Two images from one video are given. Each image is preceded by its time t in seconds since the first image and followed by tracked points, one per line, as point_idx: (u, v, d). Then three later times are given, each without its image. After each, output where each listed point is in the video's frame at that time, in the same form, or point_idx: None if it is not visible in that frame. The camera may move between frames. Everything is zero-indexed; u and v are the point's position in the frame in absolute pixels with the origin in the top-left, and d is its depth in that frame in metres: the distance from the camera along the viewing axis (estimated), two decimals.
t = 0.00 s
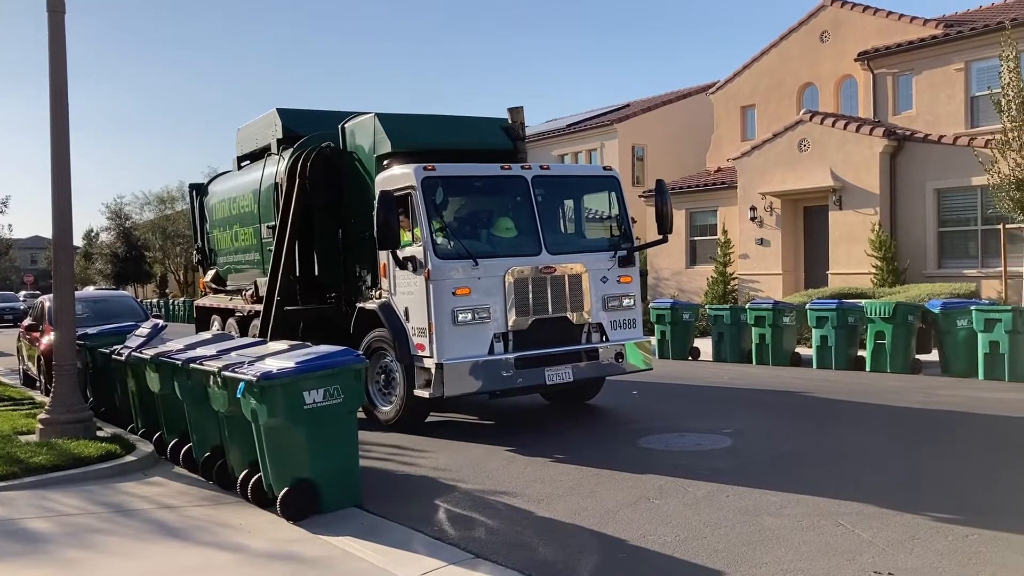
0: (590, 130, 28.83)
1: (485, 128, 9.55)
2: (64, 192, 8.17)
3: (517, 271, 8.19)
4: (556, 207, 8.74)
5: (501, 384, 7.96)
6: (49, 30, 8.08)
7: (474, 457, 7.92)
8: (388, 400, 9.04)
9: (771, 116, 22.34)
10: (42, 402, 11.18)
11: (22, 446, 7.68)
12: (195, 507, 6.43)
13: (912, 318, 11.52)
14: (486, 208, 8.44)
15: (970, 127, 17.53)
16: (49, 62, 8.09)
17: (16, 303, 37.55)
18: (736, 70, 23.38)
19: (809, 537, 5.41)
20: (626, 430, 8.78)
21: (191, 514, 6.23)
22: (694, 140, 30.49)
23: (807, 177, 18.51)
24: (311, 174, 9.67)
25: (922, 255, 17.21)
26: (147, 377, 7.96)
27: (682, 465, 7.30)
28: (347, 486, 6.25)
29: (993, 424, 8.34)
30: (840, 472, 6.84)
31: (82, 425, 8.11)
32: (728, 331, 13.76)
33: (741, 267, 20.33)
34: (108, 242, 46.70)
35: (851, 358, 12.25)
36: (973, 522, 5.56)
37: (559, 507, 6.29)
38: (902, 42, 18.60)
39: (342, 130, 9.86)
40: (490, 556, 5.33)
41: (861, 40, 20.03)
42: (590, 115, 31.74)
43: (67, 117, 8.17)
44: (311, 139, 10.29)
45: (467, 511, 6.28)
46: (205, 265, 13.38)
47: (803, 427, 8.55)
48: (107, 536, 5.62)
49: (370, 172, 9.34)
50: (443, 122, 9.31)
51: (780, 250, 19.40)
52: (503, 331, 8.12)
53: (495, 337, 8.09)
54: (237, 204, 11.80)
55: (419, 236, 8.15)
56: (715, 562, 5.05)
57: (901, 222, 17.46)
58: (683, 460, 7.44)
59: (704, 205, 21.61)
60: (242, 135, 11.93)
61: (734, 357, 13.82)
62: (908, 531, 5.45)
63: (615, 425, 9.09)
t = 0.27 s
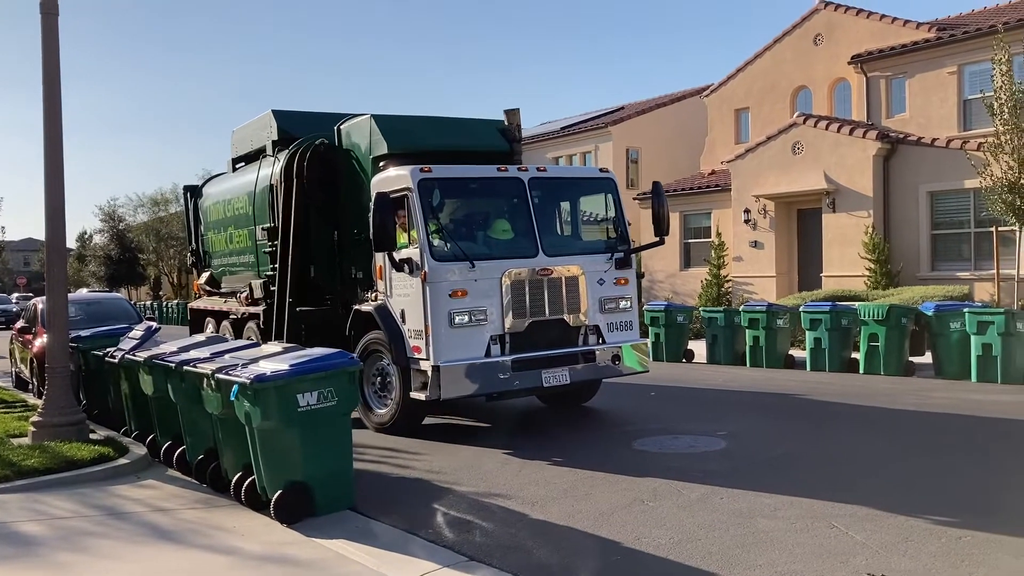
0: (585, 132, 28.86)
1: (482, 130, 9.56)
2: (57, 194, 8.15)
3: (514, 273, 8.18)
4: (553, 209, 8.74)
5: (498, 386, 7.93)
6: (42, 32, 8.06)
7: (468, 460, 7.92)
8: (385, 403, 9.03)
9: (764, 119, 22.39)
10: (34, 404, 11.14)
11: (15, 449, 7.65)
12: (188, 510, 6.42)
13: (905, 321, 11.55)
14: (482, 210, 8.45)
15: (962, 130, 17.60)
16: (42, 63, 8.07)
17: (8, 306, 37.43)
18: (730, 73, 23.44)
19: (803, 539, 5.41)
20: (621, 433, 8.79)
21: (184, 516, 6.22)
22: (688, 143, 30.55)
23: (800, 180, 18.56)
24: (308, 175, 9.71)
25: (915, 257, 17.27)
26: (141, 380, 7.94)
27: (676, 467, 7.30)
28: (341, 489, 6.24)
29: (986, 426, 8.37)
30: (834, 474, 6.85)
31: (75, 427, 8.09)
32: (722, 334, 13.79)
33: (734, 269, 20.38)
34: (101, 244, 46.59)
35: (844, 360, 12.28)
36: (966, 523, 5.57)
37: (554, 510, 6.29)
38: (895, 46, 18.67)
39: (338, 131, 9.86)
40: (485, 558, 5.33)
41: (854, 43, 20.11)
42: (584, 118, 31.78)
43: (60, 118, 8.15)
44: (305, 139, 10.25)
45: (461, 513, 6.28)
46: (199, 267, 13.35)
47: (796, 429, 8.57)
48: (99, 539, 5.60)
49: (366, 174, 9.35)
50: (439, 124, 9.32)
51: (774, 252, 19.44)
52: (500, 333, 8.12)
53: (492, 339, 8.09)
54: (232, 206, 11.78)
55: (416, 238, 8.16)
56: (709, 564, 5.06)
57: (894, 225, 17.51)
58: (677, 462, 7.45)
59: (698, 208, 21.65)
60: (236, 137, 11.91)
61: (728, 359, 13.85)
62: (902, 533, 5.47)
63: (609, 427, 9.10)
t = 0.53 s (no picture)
0: (579, 134, 28.88)
1: (478, 130, 9.56)
2: (49, 196, 8.12)
3: (512, 275, 8.18)
4: (551, 211, 8.74)
5: (495, 389, 7.94)
6: (34, 32, 8.04)
7: (461, 462, 7.91)
8: (382, 406, 9.01)
9: (758, 121, 22.44)
10: (26, 407, 11.09)
11: (6, 451, 7.62)
12: (181, 512, 6.39)
13: (898, 323, 11.58)
14: (480, 211, 8.44)
15: (955, 132, 17.66)
16: (35, 64, 8.05)
17: None
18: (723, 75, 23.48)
19: (796, 541, 5.42)
20: (614, 435, 8.79)
21: (177, 519, 6.20)
22: (682, 145, 30.59)
23: (793, 182, 18.60)
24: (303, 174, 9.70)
25: (908, 260, 17.31)
26: (133, 382, 7.91)
27: (670, 469, 7.31)
28: (334, 491, 6.23)
29: (978, 428, 8.39)
30: (828, 476, 6.86)
31: (67, 430, 8.05)
32: (716, 336, 13.80)
33: (728, 271, 20.41)
34: (93, 245, 46.44)
35: (838, 362, 12.30)
36: (958, 525, 5.59)
37: (547, 512, 6.28)
38: (888, 48, 18.72)
39: (334, 132, 9.85)
40: (478, 561, 5.32)
41: (847, 46, 20.16)
42: (578, 119, 31.81)
43: (52, 119, 8.12)
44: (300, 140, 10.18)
45: (454, 515, 6.28)
46: (193, 269, 13.32)
47: (790, 431, 8.58)
48: (91, 542, 5.58)
49: (363, 175, 9.34)
50: (436, 125, 9.32)
51: (768, 254, 19.48)
52: (497, 335, 8.12)
53: (489, 342, 8.09)
54: (225, 208, 11.75)
55: (413, 240, 8.15)
56: (702, 566, 5.06)
57: (887, 227, 17.56)
58: (671, 464, 7.46)
59: (692, 210, 21.67)
60: (230, 138, 11.89)
61: (722, 361, 13.86)
62: (894, 534, 5.48)
63: (603, 429, 9.10)
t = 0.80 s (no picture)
0: (572, 136, 28.91)
1: (477, 131, 9.56)
2: (41, 197, 8.10)
3: (511, 276, 8.19)
4: (550, 212, 8.74)
5: (495, 391, 7.93)
6: (26, 33, 8.01)
7: (454, 464, 7.91)
8: (378, 408, 8.99)
9: (750, 123, 22.49)
10: (16, 409, 11.05)
11: None
12: (173, 514, 6.38)
13: (890, 325, 11.62)
14: (478, 212, 8.44)
15: (946, 135, 17.73)
16: (26, 65, 8.03)
17: None
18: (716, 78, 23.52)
19: (788, 543, 5.43)
20: (607, 436, 8.80)
21: (169, 521, 6.18)
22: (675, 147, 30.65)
23: (785, 184, 18.65)
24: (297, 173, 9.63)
25: (900, 261, 17.37)
26: (124, 384, 7.89)
27: (662, 470, 7.32)
28: (326, 494, 6.22)
29: (970, 430, 8.42)
30: (819, 478, 6.88)
31: (58, 432, 8.02)
32: (708, 338, 13.83)
33: (720, 273, 20.45)
34: (85, 247, 46.29)
35: (830, 364, 12.33)
36: (949, 526, 5.61)
37: (539, 513, 6.28)
38: (879, 51, 18.80)
39: (331, 132, 9.85)
40: (470, 563, 5.33)
41: (839, 49, 20.22)
42: (571, 122, 31.84)
43: (44, 120, 8.10)
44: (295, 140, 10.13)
45: (446, 518, 6.27)
46: (186, 271, 13.29)
47: (782, 433, 8.60)
48: (82, 544, 5.56)
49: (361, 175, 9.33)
50: (434, 125, 9.32)
51: (760, 257, 19.52)
52: (497, 337, 8.12)
53: (489, 343, 8.08)
54: (220, 208, 11.72)
55: (412, 241, 8.15)
56: (694, 568, 5.07)
57: (879, 229, 17.62)
58: (663, 466, 7.47)
59: (685, 212, 21.71)
60: (224, 139, 11.87)
61: (714, 363, 13.88)
62: (886, 536, 5.49)
63: (596, 431, 9.11)
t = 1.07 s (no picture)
0: (565, 138, 28.92)
1: (477, 131, 9.54)
2: (31, 198, 8.06)
3: (514, 277, 8.17)
4: (553, 212, 8.72)
5: (498, 393, 7.93)
6: (16, 34, 7.98)
7: (446, 465, 7.90)
8: (378, 411, 8.94)
9: (742, 126, 22.54)
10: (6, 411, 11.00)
11: None
12: (163, 517, 6.36)
13: (881, 327, 11.65)
14: (481, 212, 8.42)
15: (937, 138, 17.81)
16: (17, 65, 7.99)
17: None
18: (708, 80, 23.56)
19: (779, 544, 5.44)
20: (599, 438, 8.80)
21: (159, 523, 6.16)
22: (667, 149, 30.70)
23: (777, 186, 18.70)
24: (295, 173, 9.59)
25: (891, 263, 17.43)
26: (115, 385, 7.86)
27: (655, 472, 7.32)
28: (318, 496, 6.21)
29: (960, 432, 8.45)
30: (811, 480, 6.89)
31: (48, 433, 7.98)
32: (700, 339, 13.85)
33: (713, 275, 20.49)
34: (76, 248, 46.14)
35: (821, 365, 12.37)
36: (942, 527, 5.63)
37: (531, 515, 6.29)
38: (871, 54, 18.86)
39: (330, 131, 9.81)
40: (462, 565, 5.32)
41: (831, 51, 20.28)
42: (564, 123, 31.86)
43: (34, 120, 8.07)
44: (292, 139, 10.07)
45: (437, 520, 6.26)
46: (179, 272, 13.26)
47: (773, 434, 8.62)
48: (72, 547, 5.54)
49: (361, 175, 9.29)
50: (435, 125, 9.30)
51: (752, 259, 19.56)
52: (500, 338, 8.10)
53: (492, 345, 8.07)
54: (215, 209, 11.68)
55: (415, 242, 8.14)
56: (685, 569, 5.07)
57: (870, 231, 17.68)
58: (656, 467, 7.48)
59: (677, 214, 21.75)
60: (218, 139, 11.85)
61: (706, 364, 13.90)
62: (877, 537, 5.51)
63: (588, 433, 9.11)
